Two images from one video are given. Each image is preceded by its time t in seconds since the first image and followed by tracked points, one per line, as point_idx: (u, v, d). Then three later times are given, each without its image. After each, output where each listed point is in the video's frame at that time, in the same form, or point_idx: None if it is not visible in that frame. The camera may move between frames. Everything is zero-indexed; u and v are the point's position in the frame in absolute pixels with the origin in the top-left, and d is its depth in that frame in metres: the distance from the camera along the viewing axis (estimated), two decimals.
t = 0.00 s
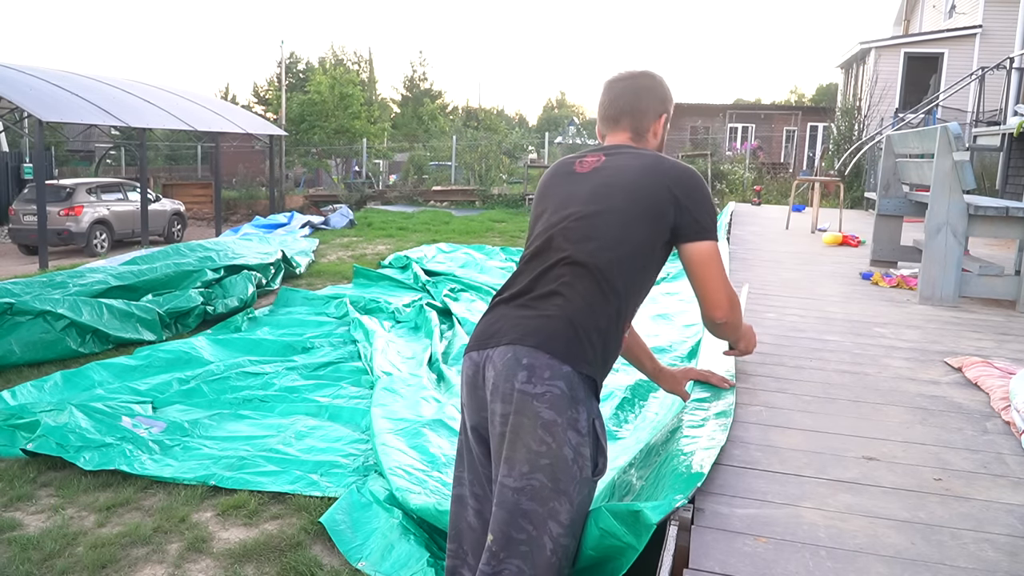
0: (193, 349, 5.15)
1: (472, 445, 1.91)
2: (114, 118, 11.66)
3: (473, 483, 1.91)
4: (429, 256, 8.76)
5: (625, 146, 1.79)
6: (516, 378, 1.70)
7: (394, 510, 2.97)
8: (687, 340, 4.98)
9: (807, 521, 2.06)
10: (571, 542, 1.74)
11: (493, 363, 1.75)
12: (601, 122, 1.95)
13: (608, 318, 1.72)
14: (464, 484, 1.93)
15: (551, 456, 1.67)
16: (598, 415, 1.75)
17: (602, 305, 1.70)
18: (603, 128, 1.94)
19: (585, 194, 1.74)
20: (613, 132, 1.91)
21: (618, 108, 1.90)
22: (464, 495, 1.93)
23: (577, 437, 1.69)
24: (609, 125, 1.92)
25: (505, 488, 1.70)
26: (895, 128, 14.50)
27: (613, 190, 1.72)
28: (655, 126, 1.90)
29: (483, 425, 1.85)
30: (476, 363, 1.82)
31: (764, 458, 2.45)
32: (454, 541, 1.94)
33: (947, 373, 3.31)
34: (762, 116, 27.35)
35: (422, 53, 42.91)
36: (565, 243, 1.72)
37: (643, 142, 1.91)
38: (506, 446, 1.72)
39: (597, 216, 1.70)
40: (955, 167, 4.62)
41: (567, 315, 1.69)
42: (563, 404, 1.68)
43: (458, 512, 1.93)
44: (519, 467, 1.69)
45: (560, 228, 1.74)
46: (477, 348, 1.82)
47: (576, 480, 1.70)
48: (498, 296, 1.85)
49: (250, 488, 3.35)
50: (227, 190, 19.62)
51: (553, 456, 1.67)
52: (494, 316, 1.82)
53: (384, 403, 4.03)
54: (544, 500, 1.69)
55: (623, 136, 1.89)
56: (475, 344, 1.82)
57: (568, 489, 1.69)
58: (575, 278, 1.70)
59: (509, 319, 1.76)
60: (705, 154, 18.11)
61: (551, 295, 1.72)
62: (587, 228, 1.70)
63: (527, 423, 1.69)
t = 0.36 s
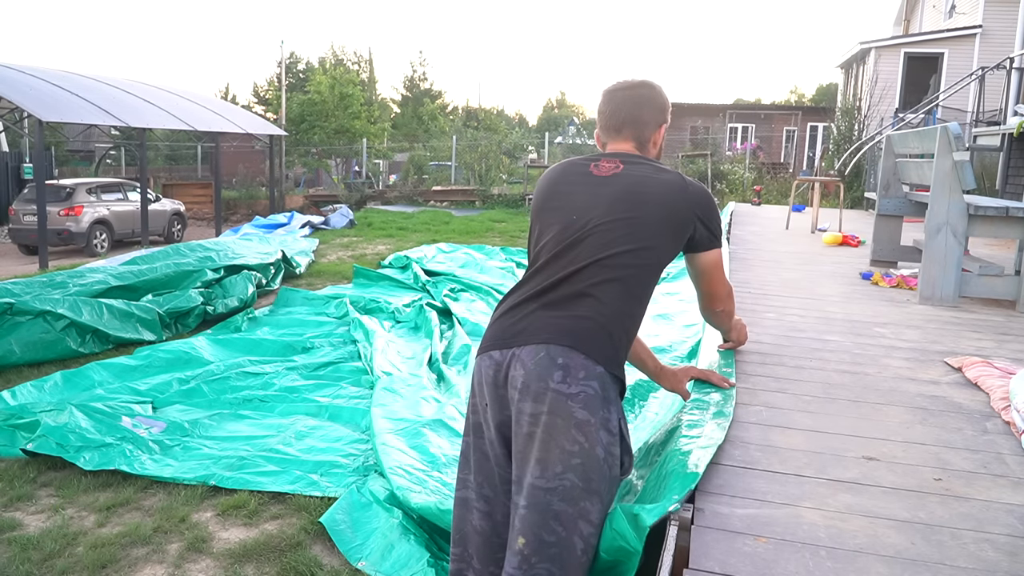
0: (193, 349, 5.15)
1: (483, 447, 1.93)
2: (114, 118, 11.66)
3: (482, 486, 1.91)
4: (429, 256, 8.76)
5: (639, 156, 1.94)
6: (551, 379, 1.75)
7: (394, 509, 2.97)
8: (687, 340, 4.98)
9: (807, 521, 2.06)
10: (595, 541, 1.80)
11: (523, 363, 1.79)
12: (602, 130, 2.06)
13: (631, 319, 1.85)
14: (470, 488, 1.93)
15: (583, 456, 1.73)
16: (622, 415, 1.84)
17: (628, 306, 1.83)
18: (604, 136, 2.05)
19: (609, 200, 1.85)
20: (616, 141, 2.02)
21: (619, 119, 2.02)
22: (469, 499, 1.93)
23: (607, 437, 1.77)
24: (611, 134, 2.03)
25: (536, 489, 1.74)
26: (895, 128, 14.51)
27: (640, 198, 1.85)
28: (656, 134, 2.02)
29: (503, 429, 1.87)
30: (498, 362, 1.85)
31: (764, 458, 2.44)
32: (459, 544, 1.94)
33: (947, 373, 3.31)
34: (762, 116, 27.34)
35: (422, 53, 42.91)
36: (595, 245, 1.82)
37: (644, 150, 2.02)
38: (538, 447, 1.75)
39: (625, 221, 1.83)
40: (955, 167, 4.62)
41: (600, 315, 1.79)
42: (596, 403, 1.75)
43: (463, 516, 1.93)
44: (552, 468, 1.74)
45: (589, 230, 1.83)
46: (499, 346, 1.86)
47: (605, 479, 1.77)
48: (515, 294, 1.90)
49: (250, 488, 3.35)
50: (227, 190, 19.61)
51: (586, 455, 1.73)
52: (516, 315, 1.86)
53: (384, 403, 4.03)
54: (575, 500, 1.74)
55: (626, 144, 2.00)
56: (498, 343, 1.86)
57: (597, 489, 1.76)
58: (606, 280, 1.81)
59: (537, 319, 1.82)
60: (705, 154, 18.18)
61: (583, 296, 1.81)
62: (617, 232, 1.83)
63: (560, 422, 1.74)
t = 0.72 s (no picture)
0: (193, 349, 5.15)
1: (488, 448, 1.93)
2: (114, 118, 11.66)
3: (489, 486, 1.91)
4: (429, 256, 8.76)
5: (638, 156, 1.94)
6: (562, 380, 1.75)
7: (395, 510, 2.97)
8: (687, 340, 4.98)
9: (807, 521, 2.06)
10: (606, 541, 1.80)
11: (532, 364, 1.79)
12: (598, 130, 2.06)
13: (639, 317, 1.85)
14: (475, 489, 1.92)
15: (594, 457, 1.73)
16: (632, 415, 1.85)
17: (635, 305, 1.83)
18: (600, 136, 2.05)
19: (611, 200, 1.85)
20: (612, 140, 2.02)
21: (615, 119, 2.02)
22: (473, 500, 1.92)
23: (619, 437, 1.77)
24: (607, 134, 2.03)
25: (548, 490, 1.74)
26: (895, 128, 14.51)
27: (643, 198, 1.85)
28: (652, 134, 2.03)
29: (512, 429, 1.87)
30: (507, 363, 1.85)
31: (764, 458, 2.44)
32: (463, 545, 1.94)
33: (947, 373, 3.31)
34: (762, 116, 27.34)
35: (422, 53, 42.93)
36: (600, 245, 1.82)
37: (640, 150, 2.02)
38: (549, 449, 1.75)
39: (628, 221, 1.83)
40: (955, 167, 4.62)
41: (607, 314, 1.79)
42: (607, 403, 1.75)
43: (467, 516, 1.93)
44: (563, 468, 1.74)
45: (592, 231, 1.84)
46: (507, 347, 1.85)
47: (616, 479, 1.77)
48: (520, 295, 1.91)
49: (250, 488, 3.35)
50: (227, 190, 19.61)
51: (597, 456, 1.74)
52: (523, 315, 1.87)
53: (384, 403, 4.03)
54: (587, 500, 1.74)
55: (624, 143, 2.00)
56: (506, 344, 1.86)
57: (609, 489, 1.76)
58: (613, 279, 1.81)
59: (545, 319, 1.82)
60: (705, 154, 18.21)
61: (589, 296, 1.81)
62: (620, 233, 1.82)
63: (572, 422, 1.74)
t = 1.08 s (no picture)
0: (193, 349, 5.15)
1: (488, 448, 1.93)
2: (114, 118, 11.66)
3: (487, 487, 1.91)
4: (429, 256, 8.76)
5: (639, 156, 1.94)
6: (559, 380, 1.75)
7: (394, 510, 2.97)
8: (687, 340, 4.98)
9: (807, 521, 2.06)
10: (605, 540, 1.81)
11: (530, 365, 1.79)
12: (599, 128, 2.07)
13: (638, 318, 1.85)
14: (474, 489, 1.93)
15: (592, 457, 1.73)
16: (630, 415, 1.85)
17: (634, 305, 1.83)
18: (601, 135, 2.06)
19: (611, 201, 1.85)
20: (612, 138, 2.03)
21: (616, 117, 2.02)
22: (472, 500, 1.93)
23: (616, 438, 1.77)
24: (608, 132, 2.04)
25: (545, 490, 1.75)
26: (895, 128, 14.51)
27: (644, 198, 1.85)
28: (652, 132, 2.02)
29: (510, 430, 1.87)
30: (505, 363, 1.85)
31: (764, 458, 2.45)
32: (462, 545, 1.94)
33: (947, 373, 3.31)
34: (762, 116, 27.35)
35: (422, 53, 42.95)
36: (599, 246, 1.82)
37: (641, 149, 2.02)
38: (546, 450, 1.75)
39: (628, 221, 1.83)
40: (955, 167, 4.62)
41: (607, 314, 1.79)
42: (605, 404, 1.75)
43: (466, 516, 1.93)
44: (561, 468, 1.74)
45: (592, 231, 1.83)
46: (506, 348, 1.86)
47: (614, 479, 1.77)
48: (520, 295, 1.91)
49: (250, 488, 3.35)
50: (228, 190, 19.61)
51: (594, 456, 1.74)
52: (522, 316, 1.87)
53: (384, 403, 4.03)
54: (584, 500, 1.75)
55: (624, 143, 2.01)
56: (505, 344, 1.86)
57: (607, 490, 1.76)
58: (612, 280, 1.81)
59: (545, 319, 1.82)
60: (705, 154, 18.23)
61: (589, 296, 1.81)
62: (620, 233, 1.82)
63: (569, 423, 1.74)
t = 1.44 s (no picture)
0: (193, 349, 5.15)
1: (490, 449, 1.93)
2: (114, 118, 11.65)
3: (488, 488, 1.91)
4: (429, 257, 8.76)
5: (639, 158, 1.95)
6: (565, 382, 1.75)
7: (394, 509, 2.98)
8: (686, 340, 4.98)
9: (807, 521, 2.06)
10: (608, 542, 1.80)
11: (535, 367, 1.79)
12: (597, 131, 2.07)
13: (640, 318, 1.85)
14: (476, 490, 1.92)
15: (596, 459, 1.73)
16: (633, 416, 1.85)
17: (637, 306, 1.83)
18: (599, 137, 2.06)
19: (613, 202, 1.86)
20: (611, 140, 2.03)
21: (613, 120, 2.03)
22: (474, 501, 1.92)
23: (620, 439, 1.77)
24: (606, 134, 2.04)
25: (550, 491, 1.75)
26: (895, 128, 14.51)
27: (645, 199, 1.85)
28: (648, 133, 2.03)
29: (513, 432, 1.87)
30: (510, 365, 1.85)
31: (765, 458, 2.44)
32: (463, 546, 1.94)
33: (946, 373, 3.31)
34: (762, 116, 27.36)
35: (422, 53, 42.92)
36: (602, 247, 1.82)
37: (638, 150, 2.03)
38: (551, 451, 1.76)
39: (629, 223, 1.83)
40: (955, 167, 4.62)
41: (610, 316, 1.79)
42: (610, 406, 1.75)
43: (468, 517, 1.93)
44: (566, 470, 1.74)
45: (594, 233, 1.83)
46: (510, 350, 1.86)
47: (618, 480, 1.77)
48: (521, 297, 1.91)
49: (250, 488, 3.35)
50: (227, 190, 19.61)
51: (598, 457, 1.74)
52: (525, 318, 1.86)
53: (384, 403, 4.03)
54: (588, 501, 1.75)
55: (623, 145, 2.01)
56: (509, 346, 1.86)
57: (611, 491, 1.76)
58: (615, 281, 1.81)
59: (548, 321, 1.82)
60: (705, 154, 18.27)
61: (592, 298, 1.81)
62: (621, 234, 1.82)
63: (575, 425, 1.74)
